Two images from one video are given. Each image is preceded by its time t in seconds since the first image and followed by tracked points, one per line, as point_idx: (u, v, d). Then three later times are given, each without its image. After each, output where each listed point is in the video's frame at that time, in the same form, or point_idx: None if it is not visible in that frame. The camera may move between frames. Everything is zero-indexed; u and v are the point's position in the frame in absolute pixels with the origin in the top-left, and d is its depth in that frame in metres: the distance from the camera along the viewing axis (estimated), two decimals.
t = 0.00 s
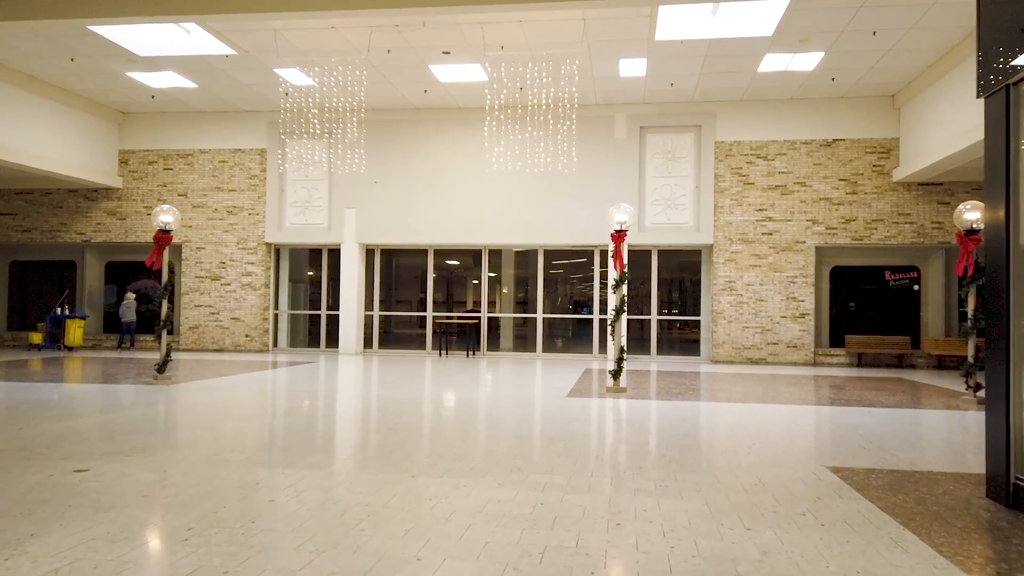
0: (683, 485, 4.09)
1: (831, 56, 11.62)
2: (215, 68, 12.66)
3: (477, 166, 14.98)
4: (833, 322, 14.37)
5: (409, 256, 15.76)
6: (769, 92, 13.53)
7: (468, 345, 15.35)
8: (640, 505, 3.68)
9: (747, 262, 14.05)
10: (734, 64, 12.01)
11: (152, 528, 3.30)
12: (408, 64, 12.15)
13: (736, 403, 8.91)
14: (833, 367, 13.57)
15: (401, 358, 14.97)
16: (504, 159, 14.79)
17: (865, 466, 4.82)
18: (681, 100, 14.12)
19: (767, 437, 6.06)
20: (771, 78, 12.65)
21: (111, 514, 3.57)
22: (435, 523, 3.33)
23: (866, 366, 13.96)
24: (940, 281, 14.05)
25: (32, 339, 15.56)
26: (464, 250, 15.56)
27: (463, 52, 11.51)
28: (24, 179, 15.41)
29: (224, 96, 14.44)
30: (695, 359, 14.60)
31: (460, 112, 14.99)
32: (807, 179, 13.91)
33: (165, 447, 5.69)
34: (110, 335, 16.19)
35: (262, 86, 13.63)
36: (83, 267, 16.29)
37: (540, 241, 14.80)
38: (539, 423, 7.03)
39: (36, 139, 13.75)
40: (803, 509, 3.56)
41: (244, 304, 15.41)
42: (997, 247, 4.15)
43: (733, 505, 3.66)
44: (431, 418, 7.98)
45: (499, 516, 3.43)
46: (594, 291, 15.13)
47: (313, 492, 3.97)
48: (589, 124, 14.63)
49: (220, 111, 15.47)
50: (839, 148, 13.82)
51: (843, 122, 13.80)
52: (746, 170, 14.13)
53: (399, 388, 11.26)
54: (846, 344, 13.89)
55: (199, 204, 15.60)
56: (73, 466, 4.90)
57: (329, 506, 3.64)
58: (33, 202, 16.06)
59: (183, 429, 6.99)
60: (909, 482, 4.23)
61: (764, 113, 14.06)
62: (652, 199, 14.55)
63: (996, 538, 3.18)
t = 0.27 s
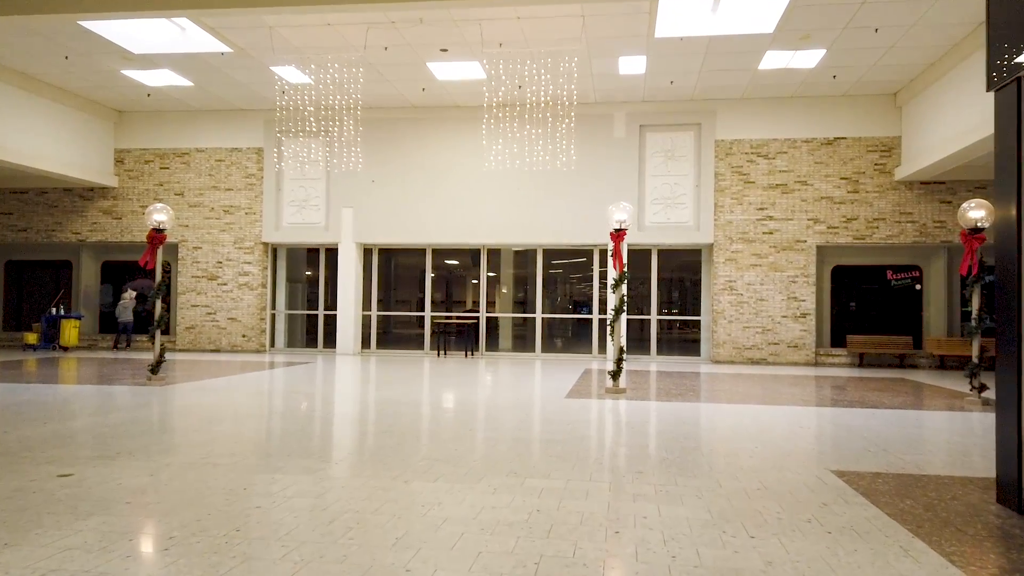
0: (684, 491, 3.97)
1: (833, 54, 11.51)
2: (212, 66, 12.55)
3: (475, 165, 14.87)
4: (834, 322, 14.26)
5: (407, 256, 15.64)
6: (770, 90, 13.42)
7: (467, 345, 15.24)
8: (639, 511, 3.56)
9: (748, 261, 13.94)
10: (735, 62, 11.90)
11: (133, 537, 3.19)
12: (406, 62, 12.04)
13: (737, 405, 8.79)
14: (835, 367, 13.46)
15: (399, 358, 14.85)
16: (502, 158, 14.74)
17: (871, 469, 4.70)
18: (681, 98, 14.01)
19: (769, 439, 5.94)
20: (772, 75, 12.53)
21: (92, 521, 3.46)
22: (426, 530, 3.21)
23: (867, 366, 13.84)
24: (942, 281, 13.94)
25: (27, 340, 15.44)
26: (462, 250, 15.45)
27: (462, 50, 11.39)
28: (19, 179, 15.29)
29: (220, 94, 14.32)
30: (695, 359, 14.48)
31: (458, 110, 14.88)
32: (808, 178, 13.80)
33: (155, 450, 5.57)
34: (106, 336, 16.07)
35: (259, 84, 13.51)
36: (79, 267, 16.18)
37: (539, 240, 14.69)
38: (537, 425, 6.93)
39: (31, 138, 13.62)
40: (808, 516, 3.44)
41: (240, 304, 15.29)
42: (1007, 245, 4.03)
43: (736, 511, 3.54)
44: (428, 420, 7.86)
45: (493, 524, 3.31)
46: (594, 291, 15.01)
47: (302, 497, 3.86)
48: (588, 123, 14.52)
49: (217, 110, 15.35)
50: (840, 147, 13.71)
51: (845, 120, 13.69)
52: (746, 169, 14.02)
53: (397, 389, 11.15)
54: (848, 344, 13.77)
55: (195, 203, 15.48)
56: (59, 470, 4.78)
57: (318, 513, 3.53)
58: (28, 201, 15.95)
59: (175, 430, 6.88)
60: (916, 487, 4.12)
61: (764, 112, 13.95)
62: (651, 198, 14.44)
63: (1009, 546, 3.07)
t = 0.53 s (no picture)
0: (688, 495, 3.82)
1: (837, 49, 11.36)
2: (207, 62, 12.40)
3: (474, 163, 14.72)
4: (837, 321, 14.11)
5: (405, 255, 15.49)
6: (772, 87, 13.28)
7: (466, 345, 15.09)
8: (643, 516, 3.41)
9: (750, 260, 13.79)
10: (737, 58, 11.75)
11: (111, 543, 3.03)
12: (403, 58, 11.89)
13: (740, 406, 8.64)
14: (838, 368, 13.31)
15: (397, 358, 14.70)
16: (501, 155, 14.65)
17: (882, 473, 4.54)
18: (682, 95, 13.87)
19: (775, 442, 5.80)
20: (774, 71, 12.38)
21: (70, 526, 3.30)
22: (420, 537, 3.07)
23: (871, 367, 13.69)
24: (946, 280, 13.79)
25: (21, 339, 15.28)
26: (460, 249, 15.30)
27: (460, 45, 11.24)
28: (14, 176, 15.14)
29: (217, 91, 14.17)
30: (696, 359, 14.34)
31: (457, 107, 14.74)
32: (811, 176, 13.65)
33: (145, 451, 5.43)
34: (102, 335, 15.92)
35: (256, 80, 13.36)
36: (75, 266, 16.04)
37: (538, 239, 14.54)
38: (536, 426, 6.78)
39: (25, 135, 13.47)
40: (818, 523, 3.28)
41: (237, 304, 15.14)
42: None
43: (743, 518, 3.39)
44: (425, 420, 7.71)
45: (489, 532, 3.16)
46: (594, 290, 14.86)
47: (291, 500, 3.70)
48: (588, 121, 14.38)
49: (214, 107, 15.21)
50: (843, 144, 13.56)
51: (848, 118, 13.54)
52: (748, 167, 13.88)
53: (394, 390, 11.00)
54: (851, 344, 13.62)
55: (192, 202, 15.33)
56: (41, 472, 4.63)
57: (307, 518, 3.37)
58: (23, 200, 15.80)
59: (167, 431, 6.73)
60: (929, 492, 3.97)
61: (766, 109, 13.81)
62: (652, 196, 14.30)
63: None
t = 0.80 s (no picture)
0: (691, 506, 3.70)
1: (838, 48, 11.24)
2: (202, 60, 12.27)
3: (472, 162, 14.59)
4: (838, 322, 13.99)
5: (403, 255, 15.36)
6: (773, 86, 13.16)
7: (464, 346, 14.96)
8: (644, 529, 3.28)
9: (750, 261, 13.67)
10: (737, 57, 11.64)
11: (88, 559, 2.90)
12: (400, 57, 11.77)
13: (740, 409, 8.52)
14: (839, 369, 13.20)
15: (394, 359, 14.57)
16: (499, 155, 14.50)
17: (889, 482, 4.42)
18: (682, 94, 13.75)
19: (777, 448, 5.67)
20: (775, 70, 12.26)
21: (47, 540, 3.17)
22: (411, 553, 2.93)
23: (871, 368, 13.58)
24: (948, 281, 13.67)
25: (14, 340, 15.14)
26: (458, 249, 15.17)
27: (457, 44, 11.13)
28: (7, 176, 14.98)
29: (212, 90, 14.03)
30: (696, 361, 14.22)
31: (454, 107, 14.61)
32: (811, 176, 13.54)
33: (132, 457, 5.29)
34: (96, 336, 15.78)
35: (251, 79, 13.22)
36: (69, 266, 15.90)
37: (537, 239, 14.41)
38: (533, 430, 6.65)
39: (19, 134, 13.32)
40: (826, 537, 3.16)
41: (233, 304, 15.01)
42: None
43: (748, 531, 3.26)
44: (421, 424, 7.58)
45: (484, 547, 3.03)
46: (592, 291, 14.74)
47: (280, 512, 3.58)
48: (587, 120, 14.26)
49: (209, 106, 15.07)
50: (844, 144, 13.44)
51: (849, 117, 13.43)
52: (748, 167, 13.76)
53: (391, 392, 10.87)
54: (852, 345, 13.51)
55: (187, 201, 15.18)
56: (23, 480, 4.49)
57: (295, 531, 3.24)
58: (17, 199, 15.65)
59: (157, 435, 6.59)
60: (939, 502, 3.84)
61: (767, 108, 13.69)
62: (651, 196, 14.18)
63: None
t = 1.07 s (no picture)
0: (688, 510, 3.59)
1: (835, 46, 11.16)
2: (194, 57, 12.12)
3: (466, 161, 14.48)
4: (835, 322, 13.92)
5: (397, 255, 15.23)
6: (770, 84, 13.08)
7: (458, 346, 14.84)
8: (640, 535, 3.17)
9: (746, 260, 13.59)
10: (734, 54, 11.55)
11: (59, 568, 2.78)
12: (393, 54, 11.66)
13: (737, 409, 8.42)
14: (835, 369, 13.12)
15: (388, 359, 14.45)
16: (494, 153, 14.38)
17: (890, 484, 4.32)
18: (678, 92, 13.66)
19: (775, 449, 5.58)
20: (772, 68, 12.17)
21: (19, 547, 3.04)
22: (397, 562, 2.82)
23: (868, 368, 13.51)
24: (945, 280, 13.61)
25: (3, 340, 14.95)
26: (453, 248, 15.05)
27: (452, 41, 11.01)
28: None
29: (204, 87, 13.88)
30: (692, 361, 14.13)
31: (449, 104, 14.50)
32: (808, 175, 13.46)
33: (116, 459, 5.16)
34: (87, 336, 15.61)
35: (243, 76, 13.08)
36: (59, 265, 15.73)
37: (532, 238, 14.30)
38: (527, 430, 6.55)
39: (8, 132, 13.16)
40: (828, 543, 3.06)
41: (225, 304, 14.86)
42: None
43: (747, 537, 3.16)
44: (414, 424, 7.47)
45: (473, 555, 2.92)
46: (588, 291, 14.63)
47: (263, 518, 3.46)
48: (582, 118, 14.16)
49: (201, 104, 14.92)
50: (841, 143, 13.37)
51: (846, 115, 13.36)
52: (745, 165, 13.67)
53: (384, 392, 10.75)
54: (849, 345, 13.43)
55: (179, 200, 15.03)
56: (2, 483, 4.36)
57: (277, 538, 3.13)
58: (6, 198, 15.48)
59: (144, 435, 6.47)
60: (943, 507, 3.74)
61: (763, 107, 13.61)
62: (647, 194, 14.09)
63: None
